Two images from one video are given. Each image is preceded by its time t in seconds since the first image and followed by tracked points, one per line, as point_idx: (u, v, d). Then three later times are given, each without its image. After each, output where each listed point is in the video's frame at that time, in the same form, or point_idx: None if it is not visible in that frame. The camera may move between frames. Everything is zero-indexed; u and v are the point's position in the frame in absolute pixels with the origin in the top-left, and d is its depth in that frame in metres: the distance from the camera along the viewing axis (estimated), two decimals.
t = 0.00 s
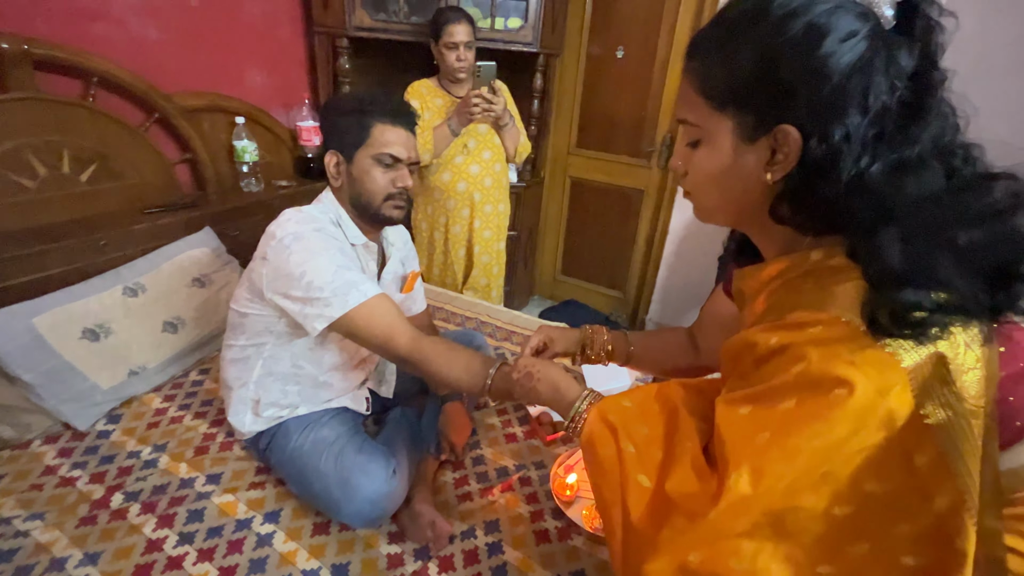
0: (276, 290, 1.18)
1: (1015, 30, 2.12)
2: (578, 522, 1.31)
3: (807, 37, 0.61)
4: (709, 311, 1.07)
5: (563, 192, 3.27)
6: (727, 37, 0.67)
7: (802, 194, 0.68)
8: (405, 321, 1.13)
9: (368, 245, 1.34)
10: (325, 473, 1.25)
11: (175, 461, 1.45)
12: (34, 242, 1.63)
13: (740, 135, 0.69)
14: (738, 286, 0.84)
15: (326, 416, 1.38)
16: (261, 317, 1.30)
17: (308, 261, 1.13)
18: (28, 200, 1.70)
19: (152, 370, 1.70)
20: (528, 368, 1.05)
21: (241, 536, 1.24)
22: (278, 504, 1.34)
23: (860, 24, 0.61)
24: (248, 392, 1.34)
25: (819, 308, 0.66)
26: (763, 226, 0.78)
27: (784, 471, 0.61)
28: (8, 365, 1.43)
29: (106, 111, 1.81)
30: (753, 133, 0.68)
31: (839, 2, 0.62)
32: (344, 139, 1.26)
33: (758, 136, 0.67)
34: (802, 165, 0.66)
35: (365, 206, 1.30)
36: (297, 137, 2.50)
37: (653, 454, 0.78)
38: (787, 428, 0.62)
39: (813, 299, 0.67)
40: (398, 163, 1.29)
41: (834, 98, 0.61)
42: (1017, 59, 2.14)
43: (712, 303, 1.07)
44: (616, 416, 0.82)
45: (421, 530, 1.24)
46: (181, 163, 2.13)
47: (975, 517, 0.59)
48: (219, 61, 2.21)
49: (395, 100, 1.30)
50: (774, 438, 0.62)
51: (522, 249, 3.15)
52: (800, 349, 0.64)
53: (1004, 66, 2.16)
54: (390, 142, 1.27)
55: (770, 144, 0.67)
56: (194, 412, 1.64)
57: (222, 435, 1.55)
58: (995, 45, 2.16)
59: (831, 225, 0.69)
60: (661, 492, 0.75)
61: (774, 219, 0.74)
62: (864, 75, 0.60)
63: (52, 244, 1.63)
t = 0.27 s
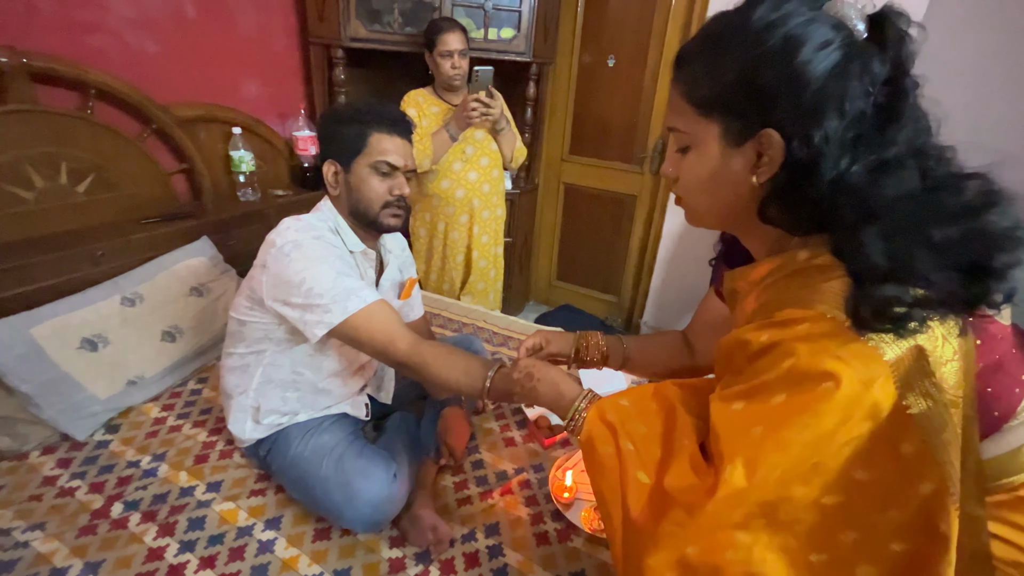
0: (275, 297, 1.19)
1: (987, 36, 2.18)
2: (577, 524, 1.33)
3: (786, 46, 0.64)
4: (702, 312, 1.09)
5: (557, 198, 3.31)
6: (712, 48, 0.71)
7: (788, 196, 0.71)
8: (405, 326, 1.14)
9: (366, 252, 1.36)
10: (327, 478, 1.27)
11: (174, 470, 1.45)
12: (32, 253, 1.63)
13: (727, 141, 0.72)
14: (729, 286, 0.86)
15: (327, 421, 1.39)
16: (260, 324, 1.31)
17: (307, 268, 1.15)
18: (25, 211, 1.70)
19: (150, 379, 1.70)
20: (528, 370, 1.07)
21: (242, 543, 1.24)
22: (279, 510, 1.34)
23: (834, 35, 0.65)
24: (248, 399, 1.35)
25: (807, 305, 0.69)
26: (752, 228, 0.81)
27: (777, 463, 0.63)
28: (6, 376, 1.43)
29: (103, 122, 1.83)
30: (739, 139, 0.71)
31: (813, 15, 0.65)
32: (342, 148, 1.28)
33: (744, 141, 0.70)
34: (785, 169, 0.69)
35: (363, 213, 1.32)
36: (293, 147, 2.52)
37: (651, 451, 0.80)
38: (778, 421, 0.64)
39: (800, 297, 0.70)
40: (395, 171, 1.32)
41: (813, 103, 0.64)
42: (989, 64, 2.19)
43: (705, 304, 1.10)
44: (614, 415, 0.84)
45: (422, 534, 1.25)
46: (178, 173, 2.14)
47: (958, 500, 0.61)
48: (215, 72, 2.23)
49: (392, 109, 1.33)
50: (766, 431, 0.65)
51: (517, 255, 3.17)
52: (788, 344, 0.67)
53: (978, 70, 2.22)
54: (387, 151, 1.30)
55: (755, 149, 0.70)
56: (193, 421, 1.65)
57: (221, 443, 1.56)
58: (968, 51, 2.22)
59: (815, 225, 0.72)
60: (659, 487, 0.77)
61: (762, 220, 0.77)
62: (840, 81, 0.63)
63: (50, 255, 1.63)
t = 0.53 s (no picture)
0: (281, 308, 1.22)
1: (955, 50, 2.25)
2: (579, 528, 1.34)
3: (769, 64, 0.69)
4: (695, 316, 1.13)
5: (553, 208, 3.35)
6: (698, 66, 0.75)
7: (772, 204, 0.75)
8: (408, 334, 1.17)
9: (368, 264, 1.39)
10: (332, 486, 1.28)
11: (179, 482, 1.46)
12: (37, 269, 1.65)
13: (715, 152, 0.76)
14: (720, 290, 0.90)
15: (331, 430, 1.41)
16: (265, 335, 1.34)
17: (312, 280, 1.18)
18: (30, 228, 1.73)
19: (153, 393, 1.72)
20: (528, 376, 1.09)
21: (248, 553, 1.25)
22: (284, 520, 1.36)
23: (813, 53, 0.69)
24: (253, 410, 1.37)
25: (792, 305, 0.72)
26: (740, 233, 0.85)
27: (768, 455, 0.66)
28: (11, 392, 1.44)
29: (107, 140, 1.86)
30: (726, 150, 0.75)
31: (795, 34, 0.70)
32: (345, 163, 1.32)
33: (731, 152, 0.74)
34: (770, 178, 0.73)
35: (366, 226, 1.36)
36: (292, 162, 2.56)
37: (648, 450, 0.83)
38: (767, 415, 0.67)
39: (786, 298, 0.74)
40: (396, 185, 1.35)
41: (794, 117, 0.68)
42: (958, 77, 2.27)
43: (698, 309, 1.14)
44: (612, 416, 0.87)
45: (426, 540, 1.26)
46: (180, 189, 2.18)
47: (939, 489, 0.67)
48: (216, 90, 2.28)
49: (392, 125, 1.37)
50: (757, 425, 0.68)
51: (515, 265, 3.21)
52: (776, 343, 0.70)
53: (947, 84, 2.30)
54: (388, 165, 1.33)
55: (742, 159, 0.74)
56: (196, 433, 1.66)
57: (225, 455, 1.57)
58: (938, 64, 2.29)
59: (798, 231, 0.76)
60: (657, 484, 0.80)
61: (749, 227, 0.81)
62: (819, 96, 0.68)
63: (54, 271, 1.66)
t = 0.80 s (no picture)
0: (280, 318, 1.23)
1: (933, 58, 2.29)
2: (579, 533, 1.35)
3: (754, 77, 0.71)
4: (690, 320, 1.15)
5: (548, 214, 3.38)
6: (686, 77, 0.77)
7: (761, 210, 0.77)
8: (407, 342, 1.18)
9: (366, 273, 1.41)
10: (333, 494, 1.29)
11: (179, 494, 1.46)
12: (35, 283, 1.66)
13: (704, 161, 0.78)
14: (713, 294, 0.92)
15: (330, 439, 1.42)
16: (264, 345, 1.35)
17: (311, 290, 1.19)
18: (28, 242, 1.73)
19: (152, 405, 1.72)
20: (525, 382, 1.11)
21: (249, 564, 1.25)
22: (284, 530, 1.36)
23: (796, 66, 0.71)
24: (253, 420, 1.38)
25: (781, 309, 0.74)
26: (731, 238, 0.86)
27: (759, 455, 0.68)
28: (10, 406, 1.44)
29: (104, 153, 1.87)
30: (715, 159, 0.77)
31: (778, 48, 0.72)
32: (342, 174, 1.34)
33: (719, 161, 0.76)
34: (757, 186, 0.75)
35: (364, 236, 1.37)
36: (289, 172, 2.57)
37: (645, 453, 0.85)
38: (758, 416, 0.69)
39: (775, 301, 0.75)
40: (394, 195, 1.37)
41: (779, 127, 0.70)
42: (946, 81, 2.29)
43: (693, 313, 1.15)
44: (608, 420, 0.88)
45: (427, 548, 1.27)
46: (178, 200, 2.19)
47: (927, 487, 0.68)
48: (213, 102, 2.30)
49: (388, 135, 1.38)
50: (748, 425, 0.69)
51: (512, 271, 3.22)
52: (766, 345, 0.72)
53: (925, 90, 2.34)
54: (385, 175, 1.35)
55: (730, 168, 0.76)
56: (196, 444, 1.66)
57: (224, 466, 1.57)
58: (916, 71, 2.33)
59: (786, 236, 0.78)
60: (653, 486, 0.81)
61: (739, 232, 0.83)
62: (803, 107, 0.70)
63: (53, 284, 1.66)
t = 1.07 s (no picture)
0: (282, 326, 1.23)
1: (923, 62, 2.31)
2: (582, 538, 1.34)
3: (748, 85, 0.72)
4: (690, 324, 1.15)
5: (547, 220, 3.39)
6: (682, 85, 0.78)
7: (757, 216, 0.78)
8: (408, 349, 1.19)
9: (367, 280, 1.42)
10: (335, 502, 1.29)
11: (181, 503, 1.46)
12: (36, 293, 1.66)
13: (701, 168, 0.79)
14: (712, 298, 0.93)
15: (331, 447, 1.42)
16: (266, 353, 1.35)
17: (313, 297, 1.19)
18: (28, 252, 1.74)
19: (154, 414, 1.72)
20: (526, 388, 1.11)
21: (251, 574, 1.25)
22: (287, 539, 1.36)
23: (789, 73, 0.72)
24: (255, 428, 1.38)
25: (780, 312, 0.75)
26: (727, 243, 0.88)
27: (760, 459, 0.68)
28: (11, 417, 1.44)
29: (104, 163, 1.88)
30: (710, 165, 0.78)
31: (771, 56, 0.73)
32: (342, 182, 1.35)
33: (715, 168, 0.78)
34: (753, 191, 0.76)
35: (365, 243, 1.38)
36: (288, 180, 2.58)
37: (647, 457, 0.85)
38: (758, 419, 0.69)
39: (774, 305, 0.76)
40: (394, 202, 1.38)
41: (773, 135, 0.71)
42: (939, 84, 2.31)
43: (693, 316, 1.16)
44: (610, 425, 0.88)
45: (430, 555, 1.27)
46: (178, 210, 2.20)
47: (927, 487, 0.69)
48: (213, 112, 2.31)
49: (388, 144, 1.40)
50: (749, 428, 0.70)
51: (512, 276, 3.23)
52: (765, 348, 0.72)
53: (916, 94, 2.37)
54: (385, 182, 1.36)
55: (727, 174, 0.77)
56: (197, 453, 1.66)
57: (226, 475, 1.57)
58: (909, 75, 2.35)
59: (782, 241, 0.79)
60: (656, 490, 0.82)
61: (736, 237, 0.84)
62: (796, 115, 0.71)
63: (53, 294, 1.66)
